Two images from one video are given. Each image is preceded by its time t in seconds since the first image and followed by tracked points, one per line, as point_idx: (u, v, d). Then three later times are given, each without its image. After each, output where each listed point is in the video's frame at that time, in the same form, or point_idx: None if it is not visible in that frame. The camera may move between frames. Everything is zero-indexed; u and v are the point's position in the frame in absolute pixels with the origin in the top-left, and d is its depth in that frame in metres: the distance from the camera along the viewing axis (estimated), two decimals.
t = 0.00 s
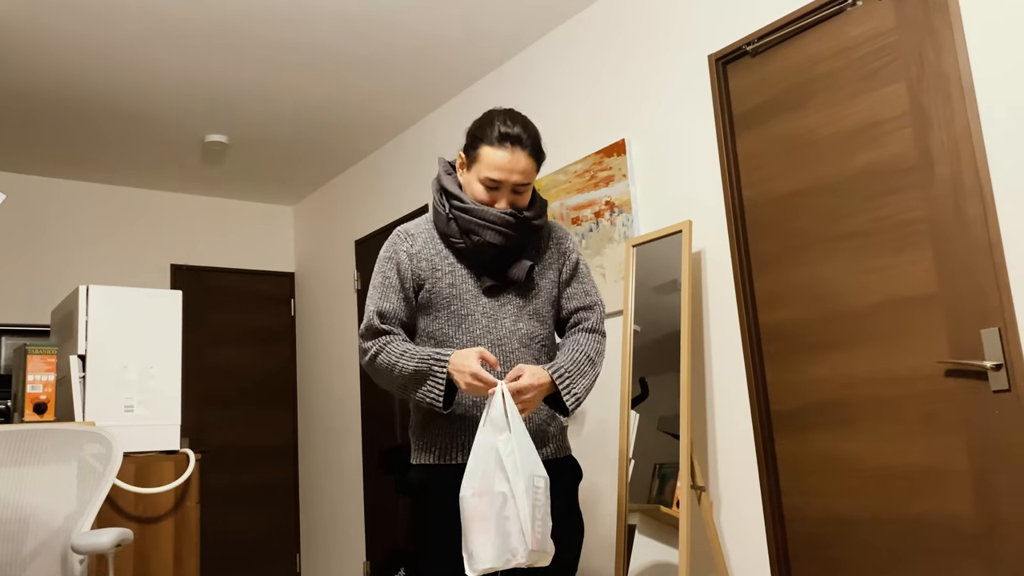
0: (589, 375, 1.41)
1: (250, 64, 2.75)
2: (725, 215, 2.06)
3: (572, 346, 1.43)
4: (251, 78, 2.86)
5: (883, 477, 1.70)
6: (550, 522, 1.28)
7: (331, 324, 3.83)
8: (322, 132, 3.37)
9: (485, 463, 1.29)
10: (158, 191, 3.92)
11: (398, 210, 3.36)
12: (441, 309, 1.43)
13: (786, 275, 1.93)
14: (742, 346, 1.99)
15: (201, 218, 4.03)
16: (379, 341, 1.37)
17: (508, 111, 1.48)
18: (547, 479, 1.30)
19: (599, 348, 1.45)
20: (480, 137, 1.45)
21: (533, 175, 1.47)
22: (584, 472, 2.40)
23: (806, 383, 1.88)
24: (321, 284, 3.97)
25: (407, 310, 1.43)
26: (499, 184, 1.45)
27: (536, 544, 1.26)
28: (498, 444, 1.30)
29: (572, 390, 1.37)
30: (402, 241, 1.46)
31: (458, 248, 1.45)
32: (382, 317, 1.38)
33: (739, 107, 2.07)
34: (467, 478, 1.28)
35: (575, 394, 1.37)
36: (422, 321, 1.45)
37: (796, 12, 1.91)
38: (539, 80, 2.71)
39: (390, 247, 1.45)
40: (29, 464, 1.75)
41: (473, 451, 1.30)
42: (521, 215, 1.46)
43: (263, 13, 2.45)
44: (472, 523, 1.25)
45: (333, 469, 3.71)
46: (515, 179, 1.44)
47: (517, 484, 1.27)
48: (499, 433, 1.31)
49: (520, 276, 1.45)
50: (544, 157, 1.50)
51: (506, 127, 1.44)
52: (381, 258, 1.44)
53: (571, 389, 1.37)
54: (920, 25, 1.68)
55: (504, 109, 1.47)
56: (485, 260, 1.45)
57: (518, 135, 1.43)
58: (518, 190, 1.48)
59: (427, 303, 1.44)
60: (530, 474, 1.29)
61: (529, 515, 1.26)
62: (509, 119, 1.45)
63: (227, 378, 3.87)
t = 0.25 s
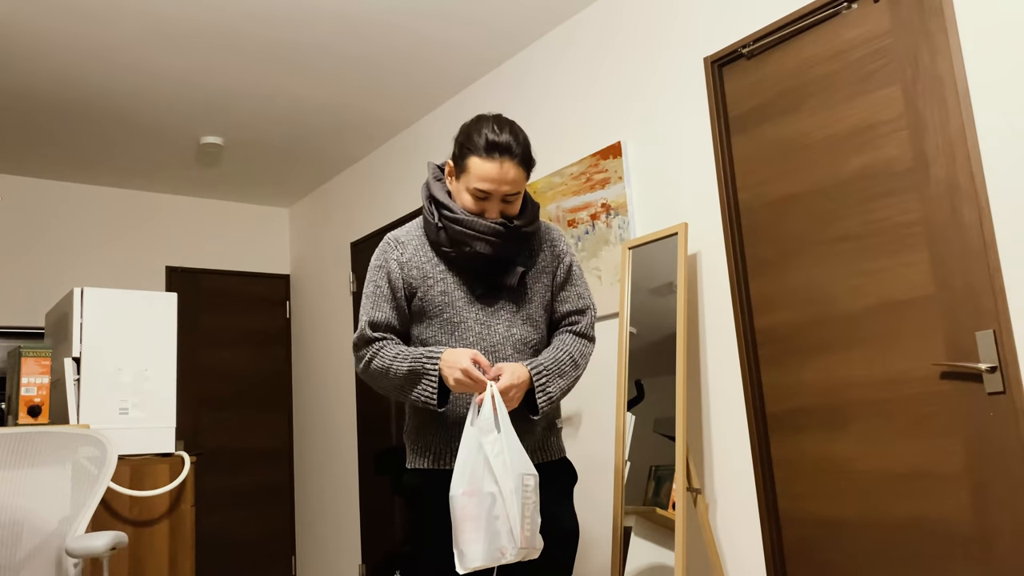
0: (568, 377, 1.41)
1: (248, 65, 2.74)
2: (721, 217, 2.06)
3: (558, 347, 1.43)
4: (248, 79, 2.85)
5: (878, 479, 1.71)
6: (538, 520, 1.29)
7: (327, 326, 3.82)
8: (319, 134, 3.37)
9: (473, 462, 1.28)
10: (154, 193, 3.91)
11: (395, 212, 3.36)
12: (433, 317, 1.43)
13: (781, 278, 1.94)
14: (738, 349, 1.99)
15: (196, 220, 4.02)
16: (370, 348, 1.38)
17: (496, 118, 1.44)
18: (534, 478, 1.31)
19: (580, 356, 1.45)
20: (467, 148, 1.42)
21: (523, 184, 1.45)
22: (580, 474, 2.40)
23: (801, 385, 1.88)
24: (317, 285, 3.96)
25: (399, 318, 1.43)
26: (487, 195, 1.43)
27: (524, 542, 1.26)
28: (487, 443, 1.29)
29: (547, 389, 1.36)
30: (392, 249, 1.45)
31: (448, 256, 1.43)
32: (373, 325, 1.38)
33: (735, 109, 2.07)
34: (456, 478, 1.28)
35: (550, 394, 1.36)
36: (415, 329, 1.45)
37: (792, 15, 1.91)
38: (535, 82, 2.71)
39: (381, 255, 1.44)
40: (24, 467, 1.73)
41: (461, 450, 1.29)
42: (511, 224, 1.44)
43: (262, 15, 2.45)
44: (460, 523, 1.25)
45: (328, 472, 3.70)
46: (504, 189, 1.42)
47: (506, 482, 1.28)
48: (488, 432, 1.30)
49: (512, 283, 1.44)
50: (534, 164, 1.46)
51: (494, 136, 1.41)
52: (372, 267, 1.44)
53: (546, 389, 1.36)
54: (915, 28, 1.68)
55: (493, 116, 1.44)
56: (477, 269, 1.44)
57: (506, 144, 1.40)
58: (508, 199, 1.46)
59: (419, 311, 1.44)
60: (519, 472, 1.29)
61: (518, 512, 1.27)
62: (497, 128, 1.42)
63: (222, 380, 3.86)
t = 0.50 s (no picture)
0: (580, 371, 1.42)
1: (247, 65, 2.74)
2: (718, 218, 2.06)
3: (556, 349, 1.42)
4: (246, 79, 2.85)
5: (874, 481, 1.71)
6: (539, 523, 1.26)
7: (324, 326, 3.82)
8: (317, 134, 3.36)
9: (454, 473, 1.28)
10: (151, 192, 3.90)
11: (393, 212, 3.35)
12: (423, 326, 1.43)
13: (779, 279, 1.93)
14: (736, 350, 1.99)
15: (193, 219, 4.01)
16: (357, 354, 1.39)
17: (478, 125, 1.38)
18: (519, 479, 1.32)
19: (587, 349, 1.45)
20: (449, 160, 1.36)
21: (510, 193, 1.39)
22: (577, 476, 2.40)
23: (798, 387, 1.88)
24: (314, 285, 3.96)
25: (390, 326, 1.43)
26: (473, 207, 1.38)
27: (521, 547, 1.26)
28: (463, 453, 1.30)
29: (563, 385, 1.37)
30: (381, 258, 1.44)
31: (436, 266, 1.43)
32: (362, 334, 1.39)
33: (733, 111, 2.07)
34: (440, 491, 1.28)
35: (566, 390, 1.37)
36: (406, 335, 1.46)
37: (790, 17, 1.91)
38: (534, 83, 2.71)
39: (370, 263, 1.44)
40: (19, 467, 1.73)
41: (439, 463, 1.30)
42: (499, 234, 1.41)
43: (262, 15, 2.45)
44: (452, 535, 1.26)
45: (325, 472, 3.70)
46: (489, 201, 1.37)
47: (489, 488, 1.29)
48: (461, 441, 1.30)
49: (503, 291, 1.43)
50: (520, 170, 1.40)
51: (476, 146, 1.35)
52: (361, 275, 1.44)
53: (563, 385, 1.37)
54: (913, 30, 1.68)
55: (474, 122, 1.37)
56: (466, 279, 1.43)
57: (488, 154, 1.34)
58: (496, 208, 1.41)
59: (409, 319, 1.44)
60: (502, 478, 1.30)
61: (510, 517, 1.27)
62: (478, 137, 1.36)
63: (219, 380, 3.86)
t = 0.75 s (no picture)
0: (575, 369, 1.43)
1: (247, 65, 2.74)
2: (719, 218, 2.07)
3: (553, 348, 1.42)
4: (247, 79, 2.85)
5: (873, 482, 1.71)
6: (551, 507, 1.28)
7: (325, 325, 3.83)
8: (318, 133, 3.36)
9: (451, 474, 1.25)
10: (152, 190, 3.91)
11: (393, 211, 3.36)
12: (418, 327, 1.44)
13: (779, 280, 1.94)
14: (735, 351, 1.99)
15: (194, 217, 4.02)
16: (350, 354, 1.42)
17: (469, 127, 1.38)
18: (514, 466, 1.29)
19: (583, 348, 1.46)
20: (440, 163, 1.37)
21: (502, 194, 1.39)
22: (577, 475, 2.40)
23: (798, 388, 1.88)
24: (315, 283, 3.96)
25: (385, 326, 1.45)
26: (465, 209, 1.38)
27: (536, 533, 1.25)
28: (457, 451, 1.27)
29: (559, 381, 1.39)
30: (376, 259, 1.46)
31: (431, 268, 1.43)
32: (356, 333, 1.41)
33: (734, 112, 2.07)
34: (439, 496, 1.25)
35: (561, 386, 1.39)
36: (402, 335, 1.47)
37: (791, 18, 1.92)
38: (534, 83, 2.71)
39: (365, 264, 1.46)
40: (21, 464, 1.73)
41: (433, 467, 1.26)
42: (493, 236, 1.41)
43: (262, 16, 2.45)
44: (463, 538, 1.23)
45: (325, 470, 3.70)
46: (481, 203, 1.37)
47: (491, 482, 1.26)
48: (452, 439, 1.28)
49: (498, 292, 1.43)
50: (512, 171, 1.40)
51: (466, 148, 1.35)
52: (356, 276, 1.46)
53: (557, 381, 1.38)
54: (915, 32, 1.69)
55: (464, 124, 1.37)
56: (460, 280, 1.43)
57: (478, 156, 1.34)
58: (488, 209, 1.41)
59: (404, 319, 1.45)
60: (504, 469, 1.27)
61: (520, 507, 1.25)
62: (468, 140, 1.36)
63: (219, 378, 3.86)
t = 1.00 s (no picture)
0: (578, 363, 1.42)
1: (251, 63, 2.74)
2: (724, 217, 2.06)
3: (553, 341, 1.42)
4: (252, 78, 2.85)
5: (878, 483, 1.71)
6: (558, 496, 1.29)
7: (328, 322, 3.83)
8: (321, 131, 3.36)
9: (455, 470, 1.26)
10: (156, 187, 3.91)
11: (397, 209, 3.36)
12: (418, 325, 1.44)
13: (785, 281, 1.93)
14: (740, 351, 1.99)
15: (198, 214, 4.02)
16: (351, 353, 1.41)
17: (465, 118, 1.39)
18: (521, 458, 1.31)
19: (584, 344, 1.45)
20: (437, 156, 1.37)
21: (499, 186, 1.40)
22: (580, 474, 2.40)
23: (803, 388, 1.88)
24: (318, 281, 3.96)
25: (385, 324, 1.45)
26: (463, 201, 1.39)
27: (545, 522, 1.27)
28: (458, 447, 1.28)
29: (560, 373, 1.38)
30: (376, 256, 1.46)
31: (429, 263, 1.43)
32: (357, 332, 1.41)
33: (739, 111, 2.07)
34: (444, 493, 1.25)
35: (562, 378, 1.38)
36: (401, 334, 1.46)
37: (798, 18, 1.91)
38: (539, 81, 2.71)
39: (365, 262, 1.46)
40: (25, 459, 1.73)
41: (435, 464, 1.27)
42: (491, 229, 1.41)
43: (265, 14, 2.45)
44: (472, 533, 1.24)
45: (327, 468, 3.70)
46: (478, 195, 1.37)
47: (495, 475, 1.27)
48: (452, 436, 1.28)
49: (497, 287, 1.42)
50: (509, 163, 1.41)
51: (463, 140, 1.36)
52: (356, 273, 1.45)
53: (559, 373, 1.38)
54: (922, 32, 1.68)
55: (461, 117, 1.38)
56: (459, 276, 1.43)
57: (475, 148, 1.35)
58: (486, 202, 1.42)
59: (404, 317, 1.44)
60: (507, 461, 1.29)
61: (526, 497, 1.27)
62: (465, 132, 1.37)
63: (221, 375, 3.86)
